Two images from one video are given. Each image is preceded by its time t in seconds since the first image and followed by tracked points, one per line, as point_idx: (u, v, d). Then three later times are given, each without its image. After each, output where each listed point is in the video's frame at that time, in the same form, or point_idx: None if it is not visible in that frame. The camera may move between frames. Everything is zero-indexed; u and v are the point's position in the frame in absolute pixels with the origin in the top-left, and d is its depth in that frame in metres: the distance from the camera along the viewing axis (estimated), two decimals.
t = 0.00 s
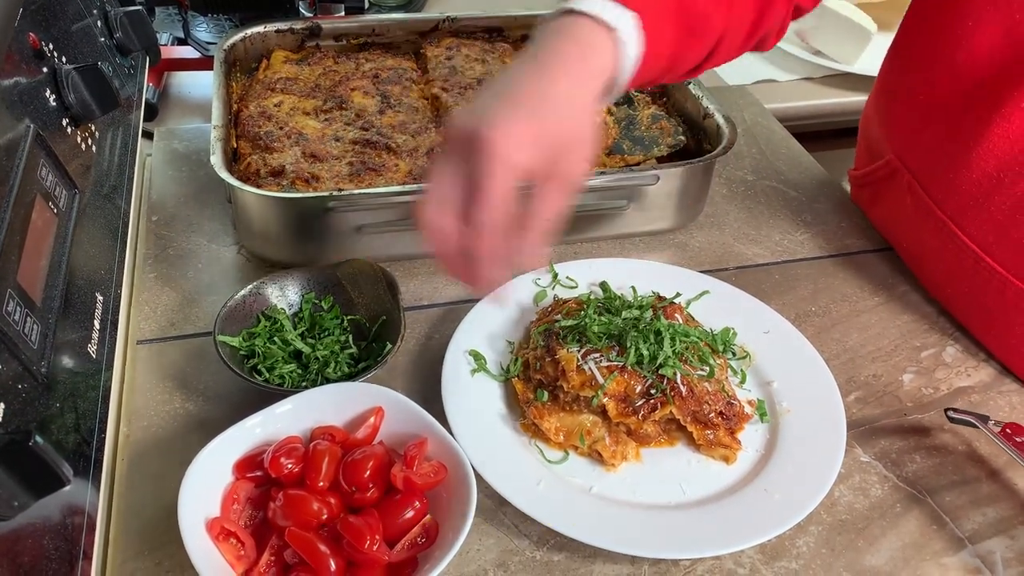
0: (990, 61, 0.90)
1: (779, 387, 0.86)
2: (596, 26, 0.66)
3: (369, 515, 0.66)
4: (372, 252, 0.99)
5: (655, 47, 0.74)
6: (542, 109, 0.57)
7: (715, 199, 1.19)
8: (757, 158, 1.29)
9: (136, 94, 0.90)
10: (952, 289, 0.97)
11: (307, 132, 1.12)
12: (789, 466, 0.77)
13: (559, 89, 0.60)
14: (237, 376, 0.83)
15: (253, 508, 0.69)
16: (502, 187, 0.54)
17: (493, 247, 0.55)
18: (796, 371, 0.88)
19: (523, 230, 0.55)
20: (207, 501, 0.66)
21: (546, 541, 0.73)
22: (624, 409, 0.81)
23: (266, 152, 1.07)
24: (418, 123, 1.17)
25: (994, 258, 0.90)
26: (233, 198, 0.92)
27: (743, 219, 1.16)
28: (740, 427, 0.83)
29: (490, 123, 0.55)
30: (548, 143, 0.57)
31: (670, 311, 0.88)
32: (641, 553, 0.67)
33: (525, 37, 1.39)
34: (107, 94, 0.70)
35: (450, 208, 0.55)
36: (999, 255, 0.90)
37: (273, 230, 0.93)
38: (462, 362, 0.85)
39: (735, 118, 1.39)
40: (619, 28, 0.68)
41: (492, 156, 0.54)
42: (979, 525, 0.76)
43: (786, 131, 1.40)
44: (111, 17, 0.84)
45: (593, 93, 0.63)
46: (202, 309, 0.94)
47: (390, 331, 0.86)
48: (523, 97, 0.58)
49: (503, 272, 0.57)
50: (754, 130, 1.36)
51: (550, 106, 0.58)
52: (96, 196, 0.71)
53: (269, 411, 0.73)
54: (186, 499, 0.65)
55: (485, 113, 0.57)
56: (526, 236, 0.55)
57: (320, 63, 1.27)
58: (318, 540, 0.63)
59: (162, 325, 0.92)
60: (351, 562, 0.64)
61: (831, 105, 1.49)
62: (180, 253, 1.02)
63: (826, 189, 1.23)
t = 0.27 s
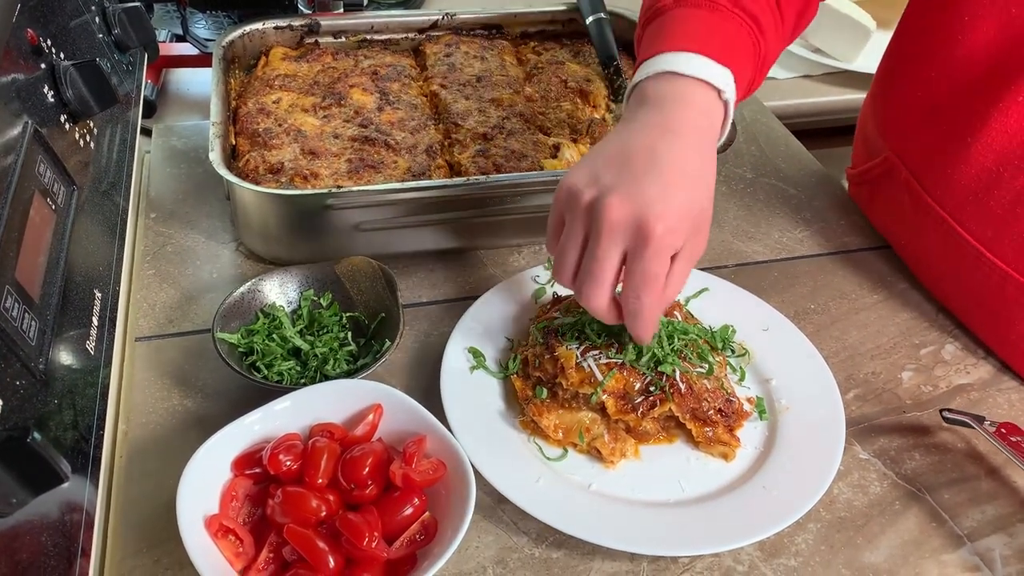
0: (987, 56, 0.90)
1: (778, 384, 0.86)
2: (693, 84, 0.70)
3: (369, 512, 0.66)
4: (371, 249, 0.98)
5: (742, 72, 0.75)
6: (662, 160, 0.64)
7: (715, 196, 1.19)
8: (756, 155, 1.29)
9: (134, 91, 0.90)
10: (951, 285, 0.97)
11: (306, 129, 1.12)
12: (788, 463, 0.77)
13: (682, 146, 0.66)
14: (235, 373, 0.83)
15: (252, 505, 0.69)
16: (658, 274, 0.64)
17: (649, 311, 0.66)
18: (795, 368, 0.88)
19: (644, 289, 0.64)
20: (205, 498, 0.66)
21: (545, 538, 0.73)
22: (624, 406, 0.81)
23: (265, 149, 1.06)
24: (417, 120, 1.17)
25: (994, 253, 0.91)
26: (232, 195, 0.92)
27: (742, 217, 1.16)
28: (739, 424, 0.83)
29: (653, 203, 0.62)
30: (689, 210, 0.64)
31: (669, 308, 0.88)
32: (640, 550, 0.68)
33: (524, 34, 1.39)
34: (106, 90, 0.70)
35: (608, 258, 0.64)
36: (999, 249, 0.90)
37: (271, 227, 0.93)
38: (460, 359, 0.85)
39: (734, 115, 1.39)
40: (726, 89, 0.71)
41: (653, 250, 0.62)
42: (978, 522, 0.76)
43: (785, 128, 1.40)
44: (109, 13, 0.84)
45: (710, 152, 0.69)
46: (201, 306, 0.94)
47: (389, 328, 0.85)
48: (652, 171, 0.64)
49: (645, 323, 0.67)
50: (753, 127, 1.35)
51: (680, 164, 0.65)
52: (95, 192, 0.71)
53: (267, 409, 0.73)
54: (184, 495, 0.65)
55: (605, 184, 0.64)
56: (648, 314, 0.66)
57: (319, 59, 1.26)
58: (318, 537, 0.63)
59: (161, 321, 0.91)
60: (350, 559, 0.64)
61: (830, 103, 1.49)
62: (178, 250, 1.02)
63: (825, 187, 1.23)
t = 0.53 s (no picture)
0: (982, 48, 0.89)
1: (778, 382, 0.86)
2: None
3: (368, 509, 0.66)
4: (371, 246, 0.98)
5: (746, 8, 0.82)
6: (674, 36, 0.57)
7: (715, 194, 1.19)
8: (757, 153, 1.29)
9: (133, 87, 0.90)
10: (953, 282, 0.97)
11: (305, 126, 1.12)
12: (788, 461, 0.77)
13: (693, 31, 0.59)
14: (235, 370, 0.83)
15: (251, 502, 0.69)
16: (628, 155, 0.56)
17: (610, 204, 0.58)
18: (795, 366, 0.87)
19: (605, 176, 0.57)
20: (205, 495, 0.66)
21: (544, 536, 0.73)
22: (623, 403, 0.81)
23: (265, 146, 1.06)
24: (417, 116, 1.17)
25: (996, 246, 0.90)
26: (231, 192, 0.91)
27: (742, 214, 1.15)
28: (739, 422, 0.83)
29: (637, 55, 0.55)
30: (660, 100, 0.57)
31: (669, 305, 0.88)
32: (640, 548, 0.67)
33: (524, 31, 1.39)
34: (105, 86, 0.70)
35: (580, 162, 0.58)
36: (1001, 244, 0.89)
37: (271, 223, 0.93)
38: (460, 357, 0.85)
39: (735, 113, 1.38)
40: None
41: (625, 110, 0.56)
42: (978, 520, 0.76)
43: (786, 126, 1.39)
44: (108, 9, 0.84)
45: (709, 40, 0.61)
46: (200, 303, 0.94)
47: (389, 325, 0.85)
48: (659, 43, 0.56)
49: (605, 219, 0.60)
50: (754, 125, 1.35)
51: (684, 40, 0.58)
52: (94, 188, 0.71)
53: (267, 406, 0.73)
54: (184, 492, 0.64)
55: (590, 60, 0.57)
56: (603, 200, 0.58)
57: (319, 56, 1.26)
58: (318, 534, 0.63)
59: (160, 318, 0.91)
60: (349, 556, 0.64)
61: (830, 100, 1.49)
62: (178, 247, 1.02)
63: (826, 184, 1.23)
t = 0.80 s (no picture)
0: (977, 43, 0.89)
1: (779, 379, 0.86)
2: None
3: (368, 506, 0.66)
4: (370, 243, 0.98)
5: None
6: None
7: (716, 191, 1.19)
8: (757, 150, 1.28)
9: (134, 83, 0.89)
10: (950, 279, 0.97)
11: (305, 122, 1.12)
12: (789, 458, 0.77)
13: None
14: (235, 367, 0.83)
15: (251, 499, 0.69)
16: (600, 66, 0.62)
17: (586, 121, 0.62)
18: (796, 363, 0.87)
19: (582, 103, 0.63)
20: (205, 492, 0.66)
21: (544, 533, 0.73)
22: (624, 400, 0.81)
23: (265, 142, 1.06)
24: (417, 113, 1.17)
25: (991, 241, 0.90)
26: (231, 188, 0.91)
27: (742, 212, 1.15)
28: (739, 419, 0.83)
29: None
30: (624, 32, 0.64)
31: (670, 302, 0.87)
32: (640, 544, 0.67)
33: (524, 28, 1.38)
34: (105, 82, 0.70)
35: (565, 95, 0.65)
36: (997, 239, 0.90)
37: (271, 220, 0.93)
38: (461, 354, 0.84)
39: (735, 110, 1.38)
40: None
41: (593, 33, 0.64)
42: (979, 518, 0.76)
43: (787, 123, 1.39)
44: (108, 5, 0.84)
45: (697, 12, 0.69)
46: (200, 300, 0.94)
47: (390, 322, 0.85)
48: None
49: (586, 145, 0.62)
50: (754, 122, 1.35)
51: None
52: (94, 185, 0.71)
53: (267, 403, 0.72)
54: (184, 489, 0.64)
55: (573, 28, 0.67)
56: (583, 109, 0.62)
57: (319, 52, 1.26)
58: (318, 531, 0.63)
59: (160, 315, 0.91)
60: (349, 553, 0.64)
61: (831, 98, 1.48)
62: (178, 243, 1.02)
63: (826, 182, 1.22)
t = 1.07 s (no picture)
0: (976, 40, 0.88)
1: (779, 379, 0.86)
2: None
3: (369, 506, 0.66)
4: (370, 242, 0.98)
5: None
6: None
7: (717, 190, 1.19)
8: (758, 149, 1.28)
9: (135, 82, 0.89)
10: (949, 279, 0.97)
11: (306, 121, 1.12)
12: (789, 458, 0.77)
13: None
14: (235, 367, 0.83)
15: (252, 498, 0.69)
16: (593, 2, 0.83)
17: (578, 31, 0.83)
18: (797, 363, 0.87)
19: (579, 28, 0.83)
20: (205, 491, 0.66)
21: (545, 533, 0.73)
22: (624, 400, 0.81)
23: (266, 141, 1.06)
24: (418, 112, 1.17)
25: (986, 239, 0.90)
26: (232, 187, 0.91)
27: (743, 211, 1.15)
28: (740, 419, 0.83)
29: None
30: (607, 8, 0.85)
31: (670, 302, 0.87)
32: (640, 544, 0.68)
33: (525, 27, 1.38)
34: (106, 81, 0.70)
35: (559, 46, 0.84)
36: (992, 237, 0.90)
37: (272, 219, 0.93)
38: (461, 353, 0.84)
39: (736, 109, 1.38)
40: None
41: None
42: (979, 518, 0.76)
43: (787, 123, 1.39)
44: (109, 4, 0.83)
45: None
46: (201, 299, 0.94)
47: (390, 321, 0.85)
48: None
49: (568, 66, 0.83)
50: (755, 121, 1.35)
51: None
52: (94, 183, 0.71)
53: (268, 402, 0.72)
54: (184, 488, 0.64)
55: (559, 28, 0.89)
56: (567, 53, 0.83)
57: (320, 52, 1.26)
58: (318, 530, 0.63)
59: (161, 314, 0.91)
60: (350, 552, 0.64)
61: (832, 97, 1.48)
62: (178, 242, 1.02)
63: (827, 181, 1.22)
